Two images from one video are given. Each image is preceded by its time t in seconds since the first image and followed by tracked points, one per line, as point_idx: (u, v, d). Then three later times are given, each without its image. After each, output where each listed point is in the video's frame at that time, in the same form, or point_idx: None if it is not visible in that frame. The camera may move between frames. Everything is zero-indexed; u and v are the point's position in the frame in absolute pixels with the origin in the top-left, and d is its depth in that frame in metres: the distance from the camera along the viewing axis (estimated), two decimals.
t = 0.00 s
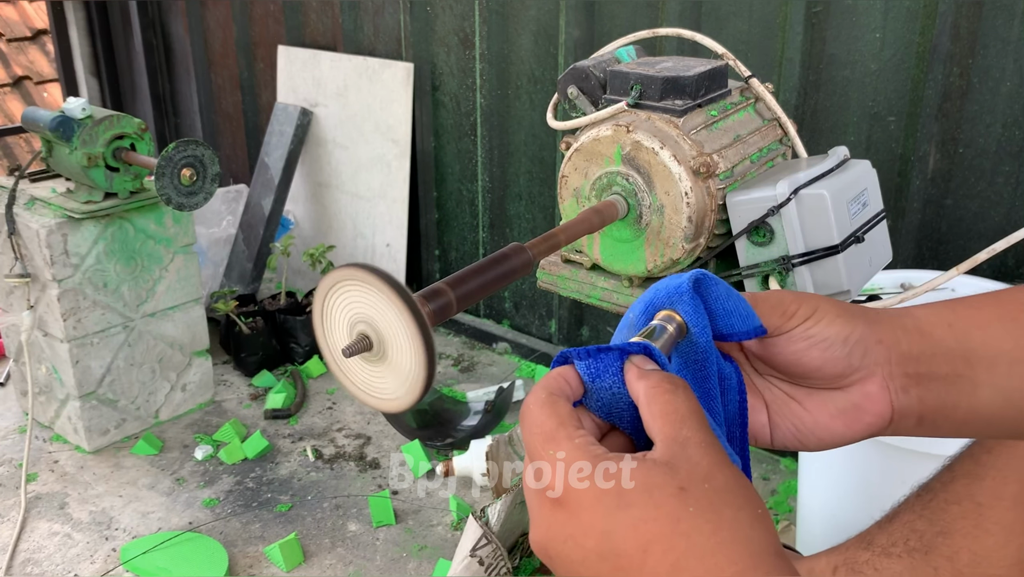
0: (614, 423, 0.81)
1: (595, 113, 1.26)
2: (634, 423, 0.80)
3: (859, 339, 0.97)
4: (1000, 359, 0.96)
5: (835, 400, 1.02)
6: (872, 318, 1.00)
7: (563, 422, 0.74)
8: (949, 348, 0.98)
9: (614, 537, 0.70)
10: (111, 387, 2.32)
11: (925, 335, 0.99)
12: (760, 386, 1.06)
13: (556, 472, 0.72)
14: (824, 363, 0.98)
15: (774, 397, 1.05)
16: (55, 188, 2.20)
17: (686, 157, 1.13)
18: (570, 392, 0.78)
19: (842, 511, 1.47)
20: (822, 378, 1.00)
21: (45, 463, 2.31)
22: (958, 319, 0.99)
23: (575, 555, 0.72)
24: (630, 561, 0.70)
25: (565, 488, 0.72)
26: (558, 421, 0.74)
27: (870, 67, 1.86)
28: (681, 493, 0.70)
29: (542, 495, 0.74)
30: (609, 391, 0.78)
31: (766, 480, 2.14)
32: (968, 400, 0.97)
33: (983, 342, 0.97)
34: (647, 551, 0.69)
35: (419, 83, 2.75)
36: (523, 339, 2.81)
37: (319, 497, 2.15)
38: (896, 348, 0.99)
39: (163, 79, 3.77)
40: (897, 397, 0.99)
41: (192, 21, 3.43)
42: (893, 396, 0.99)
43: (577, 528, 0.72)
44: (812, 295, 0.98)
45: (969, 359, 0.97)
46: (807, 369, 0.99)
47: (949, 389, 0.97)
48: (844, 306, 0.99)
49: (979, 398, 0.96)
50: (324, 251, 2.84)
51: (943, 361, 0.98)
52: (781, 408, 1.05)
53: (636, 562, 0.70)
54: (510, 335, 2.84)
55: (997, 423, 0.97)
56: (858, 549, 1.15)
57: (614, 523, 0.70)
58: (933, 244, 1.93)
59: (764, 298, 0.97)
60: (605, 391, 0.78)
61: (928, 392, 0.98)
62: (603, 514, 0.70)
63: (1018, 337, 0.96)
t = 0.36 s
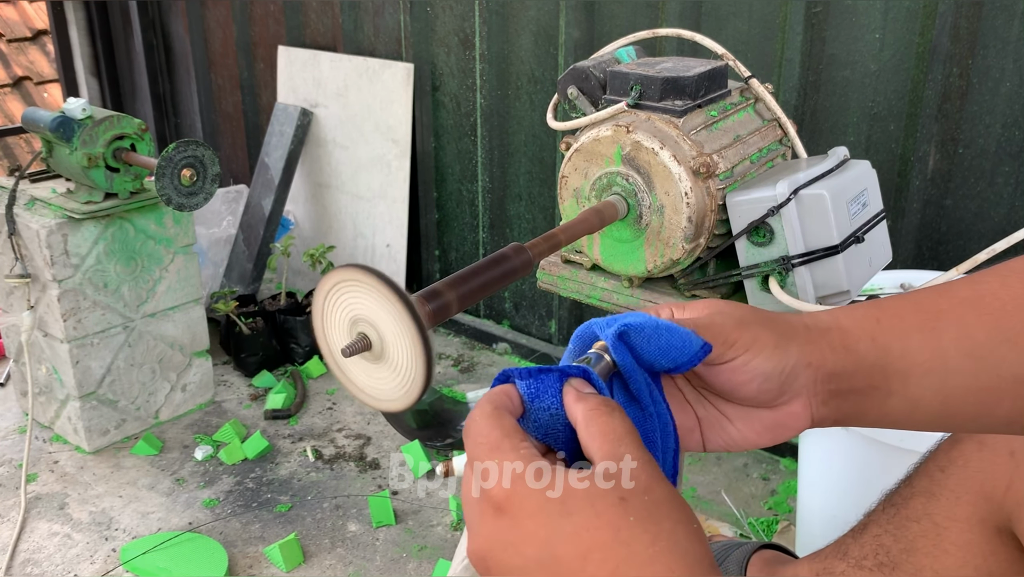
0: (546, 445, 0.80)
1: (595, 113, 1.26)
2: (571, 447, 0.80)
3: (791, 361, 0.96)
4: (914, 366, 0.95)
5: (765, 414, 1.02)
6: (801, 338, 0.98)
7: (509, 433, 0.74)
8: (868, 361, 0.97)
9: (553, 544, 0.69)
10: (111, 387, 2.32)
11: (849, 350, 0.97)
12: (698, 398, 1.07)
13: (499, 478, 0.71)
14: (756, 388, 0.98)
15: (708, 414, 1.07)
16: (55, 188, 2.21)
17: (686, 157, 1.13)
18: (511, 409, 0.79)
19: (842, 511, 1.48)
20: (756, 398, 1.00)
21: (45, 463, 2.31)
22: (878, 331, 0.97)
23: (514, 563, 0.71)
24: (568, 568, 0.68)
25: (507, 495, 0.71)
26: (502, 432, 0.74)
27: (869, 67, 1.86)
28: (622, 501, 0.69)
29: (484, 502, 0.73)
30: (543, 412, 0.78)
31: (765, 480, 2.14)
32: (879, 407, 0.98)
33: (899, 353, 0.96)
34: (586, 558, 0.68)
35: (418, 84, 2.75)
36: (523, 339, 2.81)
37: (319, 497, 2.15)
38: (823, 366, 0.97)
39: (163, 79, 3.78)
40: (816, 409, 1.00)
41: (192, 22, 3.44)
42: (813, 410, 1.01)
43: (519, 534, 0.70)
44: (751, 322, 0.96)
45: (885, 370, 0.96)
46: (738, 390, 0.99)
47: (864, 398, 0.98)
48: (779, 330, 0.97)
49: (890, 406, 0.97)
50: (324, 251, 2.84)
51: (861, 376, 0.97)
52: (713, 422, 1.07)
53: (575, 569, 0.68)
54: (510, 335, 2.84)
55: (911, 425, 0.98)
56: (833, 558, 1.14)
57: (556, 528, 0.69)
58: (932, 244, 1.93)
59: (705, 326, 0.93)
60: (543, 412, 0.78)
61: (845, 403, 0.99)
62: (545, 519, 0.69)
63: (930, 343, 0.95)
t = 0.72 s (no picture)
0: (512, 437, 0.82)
1: (595, 113, 1.26)
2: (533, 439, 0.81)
3: (755, 371, 0.96)
4: (867, 375, 0.95)
5: (726, 422, 1.02)
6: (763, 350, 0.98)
7: (457, 428, 0.77)
8: (821, 371, 0.97)
9: (496, 527, 0.73)
10: (111, 387, 2.32)
11: (802, 360, 0.98)
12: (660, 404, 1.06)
13: (442, 469, 0.74)
14: (717, 396, 0.98)
15: (675, 421, 1.05)
16: (55, 188, 2.21)
17: (686, 157, 1.13)
18: (467, 411, 0.80)
19: (842, 510, 1.48)
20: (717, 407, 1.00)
21: (45, 463, 2.31)
22: (829, 341, 0.98)
23: (465, 546, 0.75)
24: (510, 550, 0.72)
25: (450, 485, 0.74)
26: (452, 428, 0.77)
27: (869, 67, 1.86)
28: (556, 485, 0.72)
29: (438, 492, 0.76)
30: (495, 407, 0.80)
31: (765, 479, 2.14)
32: (838, 418, 0.97)
33: (851, 362, 0.96)
34: (525, 539, 0.71)
35: (418, 84, 2.75)
36: (523, 339, 2.81)
37: (319, 497, 2.15)
38: (781, 374, 0.97)
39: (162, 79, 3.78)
40: (780, 419, 0.99)
41: (192, 21, 3.44)
42: (775, 420, 0.99)
43: (465, 520, 0.74)
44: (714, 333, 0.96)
45: (838, 379, 0.96)
46: (700, 400, 0.99)
47: (822, 408, 0.97)
48: (741, 341, 0.97)
49: (849, 416, 0.96)
50: (324, 251, 2.84)
51: (817, 384, 0.97)
52: (681, 430, 1.05)
53: (516, 552, 0.72)
54: (510, 335, 2.84)
55: (872, 437, 0.97)
56: (832, 558, 1.15)
57: (497, 514, 0.72)
58: (932, 244, 1.93)
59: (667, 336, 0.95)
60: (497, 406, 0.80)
61: (805, 412, 0.98)
62: (487, 505, 0.73)
63: (881, 352, 0.95)
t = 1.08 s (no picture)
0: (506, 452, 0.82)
1: (595, 113, 1.26)
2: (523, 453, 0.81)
3: (747, 384, 1.00)
4: (868, 387, 0.99)
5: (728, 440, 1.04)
6: (758, 365, 1.02)
7: (448, 438, 0.78)
8: (822, 385, 1.00)
9: (483, 537, 0.72)
10: (111, 387, 2.32)
11: (802, 374, 1.01)
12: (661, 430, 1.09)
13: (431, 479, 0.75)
14: (713, 413, 1.00)
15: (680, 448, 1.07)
16: (55, 188, 2.21)
17: (686, 157, 1.13)
18: (459, 423, 0.81)
19: (842, 510, 1.48)
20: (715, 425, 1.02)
21: (45, 463, 2.31)
22: (830, 355, 1.02)
23: (451, 556, 0.75)
24: (497, 559, 0.72)
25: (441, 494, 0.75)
26: (443, 437, 0.78)
27: (869, 67, 1.86)
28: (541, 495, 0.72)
29: (426, 500, 0.77)
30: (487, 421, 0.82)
31: (765, 480, 2.14)
32: (844, 430, 1.00)
33: (853, 376, 1.00)
34: (512, 548, 0.71)
35: (418, 84, 2.75)
36: (523, 339, 2.81)
37: (319, 497, 2.15)
38: (777, 387, 1.01)
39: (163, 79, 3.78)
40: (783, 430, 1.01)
41: (193, 22, 3.44)
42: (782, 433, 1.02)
43: (453, 529, 0.74)
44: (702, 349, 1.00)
45: (841, 392, 1.00)
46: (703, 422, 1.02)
47: (827, 420, 1.00)
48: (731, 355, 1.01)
49: (854, 429, 1.00)
50: (324, 251, 2.84)
51: (820, 397, 1.00)
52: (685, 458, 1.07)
53: (503, 560, 0.72)
54: (510, 335, 2.84)
55: (881, 450, 1.00)
56: (835, 558, 1.17)
57: (483, 522, 0.72)
58: (932, 244, 1.93)
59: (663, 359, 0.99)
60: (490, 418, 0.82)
61: (810, 423, 1.01)
62: (473, 514, 0.73)
63: (883, 367, 0.99)
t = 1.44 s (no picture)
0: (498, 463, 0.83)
1: (595, 113, 1.26)
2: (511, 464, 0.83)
3: (756, 407, 0.95)
4: (875, 409, 0.95)
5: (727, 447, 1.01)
6: (771, 381, 0.97)
7: (431, 455, 0.77)
8: (830, 408, 0.96)
9: (472, 548, 0.72)
10: (111, 387, 2.32)
11: (810, 392, 0.97)
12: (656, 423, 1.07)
13: (421, 496, 0.75)
14: (720, 427, 0.96)
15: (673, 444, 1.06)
16: (55, 188, 2.21)
17: (685, 157, 1.13)
18: (445, 441, 0.81)
19: (843, 510, 1.47)
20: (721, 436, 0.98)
21: (45, 463, 2.31)
22: (841, 373, 0.97)
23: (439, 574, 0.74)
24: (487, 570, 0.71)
25: (428, 509, 0.74)
26: (425, 455, 0.77)
27: (869, 67, 1.86)
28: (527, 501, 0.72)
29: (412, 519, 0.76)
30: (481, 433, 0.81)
31: (765, 479, 2.14)
32: (846, 449, 0.97)
33: (862, 397, 0.95)
34: (502, 557, 0.71)
35: (418, 83, 2.75)
36: (523, 339, 2.81)
37: (319, 497, 2.15)
38: (786, 406, 0.97)
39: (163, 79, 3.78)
40: (783, 445, 0.99)
41: (193, 21, 3.44)
42: (780, 454, 1.00)
43: (440, 545, 0.74)
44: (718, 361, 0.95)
45: (848, 411, 0.96)
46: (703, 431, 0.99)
47: (830, 437, 0.97)
48: (743, 370, 0.96)
49: (856, 447, 0.96)
50: (324, 251, 2.84)
51: (827, 416, 0.96)
52: (678, 454, 1.06)
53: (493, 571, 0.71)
54: (510, 335, 2.84)
55: (881, 465, 0.97)
56: (834, 558, 1.17)
57: (471, 535, 0.72)
58: (931, 244, 1.93)
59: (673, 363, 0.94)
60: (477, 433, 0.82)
61: (811, 441, 0.98)
62: (461, 527, 0.72)
63: (893, 385, 0.94)
